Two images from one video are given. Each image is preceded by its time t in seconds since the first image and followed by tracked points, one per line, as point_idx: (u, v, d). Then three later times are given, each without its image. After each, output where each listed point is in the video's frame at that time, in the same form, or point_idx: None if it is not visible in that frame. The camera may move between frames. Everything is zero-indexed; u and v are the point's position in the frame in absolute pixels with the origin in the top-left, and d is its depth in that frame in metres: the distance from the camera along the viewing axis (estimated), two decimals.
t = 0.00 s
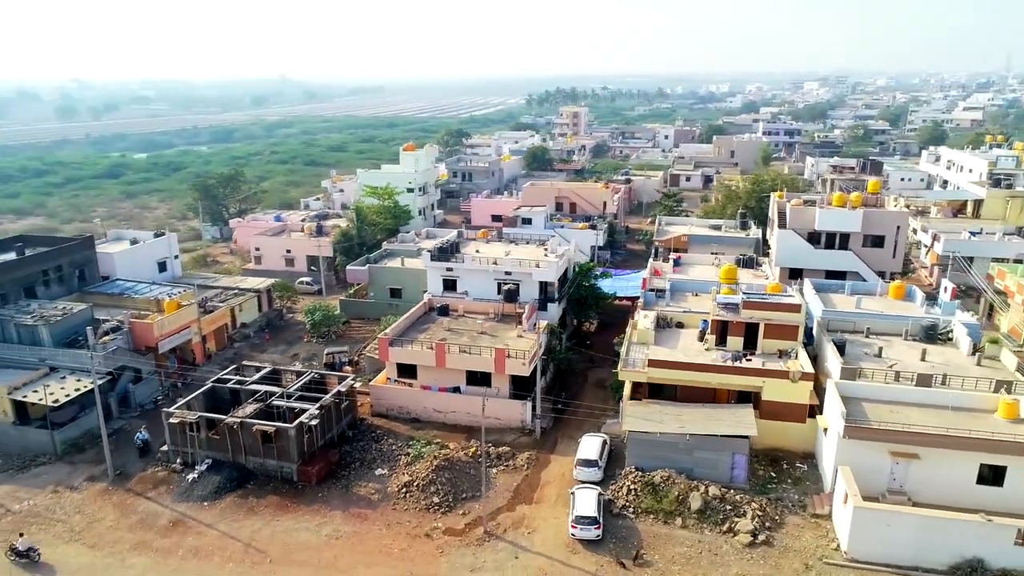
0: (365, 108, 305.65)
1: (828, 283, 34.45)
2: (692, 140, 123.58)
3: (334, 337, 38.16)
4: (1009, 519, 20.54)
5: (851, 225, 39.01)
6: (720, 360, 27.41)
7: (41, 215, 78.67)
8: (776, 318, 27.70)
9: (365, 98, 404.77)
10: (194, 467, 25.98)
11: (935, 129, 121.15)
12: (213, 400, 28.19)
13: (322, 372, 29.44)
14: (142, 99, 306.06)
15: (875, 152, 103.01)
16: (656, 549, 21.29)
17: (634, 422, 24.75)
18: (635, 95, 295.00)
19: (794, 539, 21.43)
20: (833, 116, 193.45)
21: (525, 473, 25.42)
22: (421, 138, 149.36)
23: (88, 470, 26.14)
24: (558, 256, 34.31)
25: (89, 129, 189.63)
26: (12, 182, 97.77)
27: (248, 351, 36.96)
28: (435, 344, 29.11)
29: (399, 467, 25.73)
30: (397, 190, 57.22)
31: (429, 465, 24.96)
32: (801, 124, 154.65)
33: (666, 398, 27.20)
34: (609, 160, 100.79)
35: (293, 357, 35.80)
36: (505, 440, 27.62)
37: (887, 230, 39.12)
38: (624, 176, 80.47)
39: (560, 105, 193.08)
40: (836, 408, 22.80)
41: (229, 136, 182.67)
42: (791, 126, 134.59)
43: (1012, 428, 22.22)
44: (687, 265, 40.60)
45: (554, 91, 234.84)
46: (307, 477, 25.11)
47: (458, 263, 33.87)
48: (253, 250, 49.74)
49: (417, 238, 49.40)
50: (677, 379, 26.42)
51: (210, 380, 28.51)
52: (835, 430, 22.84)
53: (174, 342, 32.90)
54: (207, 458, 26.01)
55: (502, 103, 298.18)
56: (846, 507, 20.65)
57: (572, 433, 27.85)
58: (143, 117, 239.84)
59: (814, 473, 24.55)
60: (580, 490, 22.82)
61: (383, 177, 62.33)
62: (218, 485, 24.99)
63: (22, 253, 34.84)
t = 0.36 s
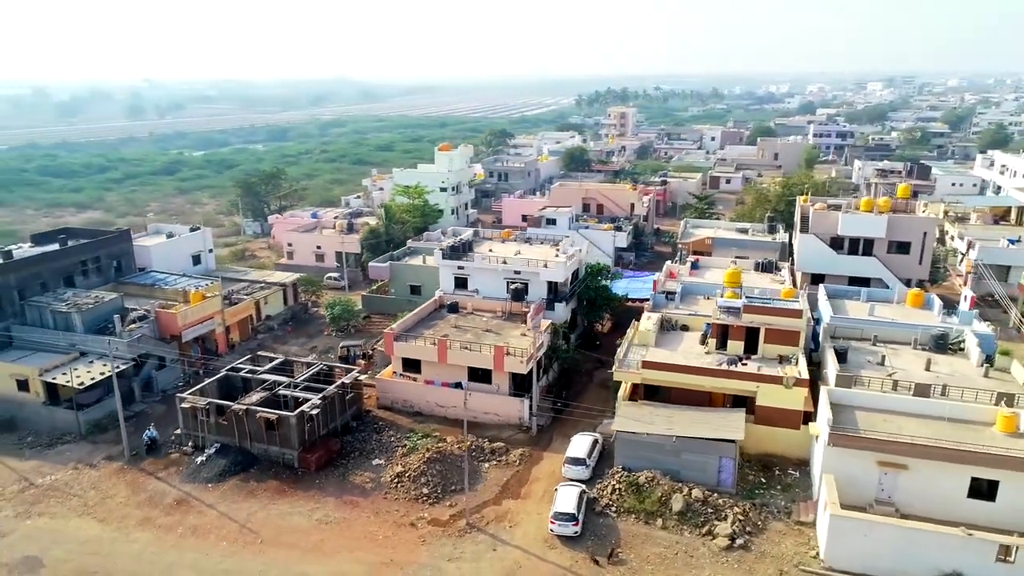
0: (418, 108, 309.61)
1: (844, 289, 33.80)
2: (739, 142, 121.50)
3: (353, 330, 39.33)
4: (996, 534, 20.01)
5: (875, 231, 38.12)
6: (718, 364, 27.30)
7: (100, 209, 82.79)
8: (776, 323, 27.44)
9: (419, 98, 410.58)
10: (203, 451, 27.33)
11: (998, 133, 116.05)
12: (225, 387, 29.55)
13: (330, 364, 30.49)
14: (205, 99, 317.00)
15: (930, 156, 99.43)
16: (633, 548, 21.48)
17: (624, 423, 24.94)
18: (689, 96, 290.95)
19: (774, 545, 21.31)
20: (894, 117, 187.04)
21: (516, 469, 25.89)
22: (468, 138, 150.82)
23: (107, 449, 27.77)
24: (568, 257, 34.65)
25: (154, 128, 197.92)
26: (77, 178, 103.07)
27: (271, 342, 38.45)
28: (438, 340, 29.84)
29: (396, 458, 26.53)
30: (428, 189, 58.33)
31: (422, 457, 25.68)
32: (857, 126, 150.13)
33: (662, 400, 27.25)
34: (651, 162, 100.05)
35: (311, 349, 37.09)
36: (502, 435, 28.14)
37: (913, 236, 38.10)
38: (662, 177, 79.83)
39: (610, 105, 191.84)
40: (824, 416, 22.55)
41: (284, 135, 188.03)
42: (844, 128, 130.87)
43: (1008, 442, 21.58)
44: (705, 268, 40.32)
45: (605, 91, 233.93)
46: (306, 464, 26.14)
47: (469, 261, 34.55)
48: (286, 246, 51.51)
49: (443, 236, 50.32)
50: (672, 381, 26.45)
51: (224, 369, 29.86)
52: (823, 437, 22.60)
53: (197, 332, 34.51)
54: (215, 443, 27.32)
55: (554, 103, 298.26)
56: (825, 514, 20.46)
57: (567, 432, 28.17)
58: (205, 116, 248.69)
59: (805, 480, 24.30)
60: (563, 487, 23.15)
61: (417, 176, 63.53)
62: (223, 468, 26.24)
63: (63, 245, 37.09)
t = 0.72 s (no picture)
0: (457, 108, 311.33)
1: (843, 298, 33.46)
2: (773, 144, 119.70)
3: (359, 330, 40.37)
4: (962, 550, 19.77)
5: (881, 239, 37.55)
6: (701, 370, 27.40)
7: (139, 207, 85.94)
8: (761, 331, 27.39)
9: (460, 98, 413.64)
10: (200, 442, 28.56)
11: None
12: (225, 382, 30.75)
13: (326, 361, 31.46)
14: (251, 99, 324.44)
15: (970, 161, 96.54)
16: (598, 550, 21.83)
17: (600, 426, 25.26)
18: (731, 97, 286.93)
19: (738, 552, 21.41)
20: (941, 120, 181.58)
21: (495, 468, 26.40)
22: (501, 138, 151.64)
23: (112, 438, 29.21)
24: (564, 261, 35.04)
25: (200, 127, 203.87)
26: (120, 176, 107.08)
27: (279, 339, 39.74)
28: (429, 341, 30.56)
29: (381, 455, 27.29)
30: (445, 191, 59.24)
31: (404, 455, 26.39)
32: (900, 129, 146.09)
33: (644, 405, 27.44)
34: (679, 164, 99.36)
35: (316, 347, 38.25)
36: (487, 436, 28.69)
37: (922, 245, 37.42)
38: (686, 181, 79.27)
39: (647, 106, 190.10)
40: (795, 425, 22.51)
41: (324, 135, 191.72)
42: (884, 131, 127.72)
43: (983, 457, 21.25)
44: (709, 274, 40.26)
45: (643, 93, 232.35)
46: (294, 458, 27.11)
47: (467, 264, 35.21)
48: (304, 245, 52.96)
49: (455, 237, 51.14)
50: (653, 386, 26.67)
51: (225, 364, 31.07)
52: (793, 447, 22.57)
53: (206, 327, 35.91)
54: (211, 435, 28.51)
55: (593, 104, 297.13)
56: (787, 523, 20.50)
57: (551, 434, 28.60)
58: (250, 117, 255.03)
59: (780, 489, 24.29)
60: (534, 488, 23.60)
61: (436, 178, 64.49)
62: (216, 459, 27.40)
63: (86, 242, 38.99)
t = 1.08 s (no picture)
0: (499, 108, 312.30)
1: (842, 307, 33.10)
2: (812, 147, 117.34)
3: (367, 329, 41.40)
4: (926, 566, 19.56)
5: (890, 247, 36.91)
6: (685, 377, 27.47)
7: (178, 205, 89.03)
8: (748, 339, 27.29)
9: (502, 99, 415.59)
10: (200, 433, 29.85)
11: None
12: (228, 376, 32.02)
13: (324, 358, 32.47)
14: (298, 99, 331.10)
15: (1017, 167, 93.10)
16: (565, 552, 22.20)
17: (579, 430, 25.60)
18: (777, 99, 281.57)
19: (703, 559, 21.54)
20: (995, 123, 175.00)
21: (478, 468, 26.95)
22: (537, 139, 151.92)
23: (120, 427, 30.70)
24: (563, 264, 35.39)
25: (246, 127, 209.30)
26: (164, 174, 110.93)
27: (290, 336, 41.03)
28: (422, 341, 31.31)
29: (369, 451, 28.09)
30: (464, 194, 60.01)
31: (389, 452, 27.15)
32: (948, 133, 141.41)
33: (627, 411, 27.62)
34: (711, 167, 98.34)
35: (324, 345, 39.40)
36: (474, 435, 29.28)
37: (933, 255, 36.63)
38: (713, 184, 78.45)
39: (686, 107, 187.85)
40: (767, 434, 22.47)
41: (364, 135, 194.79)
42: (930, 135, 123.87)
43: (956, 473, 20.92)
44: (714, 280, 40.15)
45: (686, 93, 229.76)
46: (287, 451, 28.15)
47: (467, 266, 35.86)
48: (323, 245, 54.35)
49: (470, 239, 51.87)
50: (636, 392, 26.84)
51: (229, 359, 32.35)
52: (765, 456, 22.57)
53: (218, 324, 37.35)
54: (211, 426, 29.76)
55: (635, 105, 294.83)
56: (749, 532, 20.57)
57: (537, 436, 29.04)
58: (295, 117, 260.59)
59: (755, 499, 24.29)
60: (509, 488, 24.08)
61: (458, 180, 65.29)
62: (214, 450, 28.63)
63: (110, 240, 40.90)
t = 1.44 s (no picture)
0: (541, 109, 312.11)
1: (840, 317, 32.69)
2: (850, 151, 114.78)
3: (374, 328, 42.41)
4: None
5: (897, 256, 36.21)
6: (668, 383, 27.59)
7: (215, 203, 91.87)
8: (732, 347, 27.24)
9: (545, 100, 416.01)
10: (201, 425, 31.18)
11: None
12: (231, 371, 33.32)
13: (323, 356, 33.49)
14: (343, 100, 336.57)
15: None
16: (531, 552, 22.63)
17: (557, 434, 25.98)
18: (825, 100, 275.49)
19: (666, 564, 21.72)
20: None
21: (460, 467, 27.56)
22: (572, 140, 151.90)
23: (129, 417, 32.20)
24: (561, 268, 35.74)
25: (290, 126, 214.09)
26: (205, 173, 114.49)
27: (301, 333, 42.31)
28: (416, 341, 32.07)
29: (357, 447, 28.96)
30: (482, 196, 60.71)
31: (375, 448, 27.96)
32: (998, 137, 136.57)
33: (609, 415, 27.85)
34: (742, 171, 97.13)
35: (332, 343, 40.55)
36: (462, 435, 29.91)
37: (941, 265, 35.81)
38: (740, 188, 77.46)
39: (727, 108, 185.04)
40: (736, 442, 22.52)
41: (404, 135, 197.44)
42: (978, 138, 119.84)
43: (924, 488, 20.67)
44: (718, 286, 39.97)
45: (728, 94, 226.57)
46: (279, 445, 29.21)
47: (467, 269, 36.48)
48: (342, 244, 55.68)
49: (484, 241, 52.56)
50: (617, 396, 27.05)
51: (233, 355, 33.64)
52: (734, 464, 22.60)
53: (229, 319, 38.74)
54: (212, 419, 31.05)
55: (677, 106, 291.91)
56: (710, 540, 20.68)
57: (521, 438, 29.51)
58: (339, 117, 265.19)
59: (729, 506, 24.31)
60: (482, 488, 24.61)
61: (478, 182, 66.05)
62: (211, 441, 29.89)
63: (133, 237, 42.74)
